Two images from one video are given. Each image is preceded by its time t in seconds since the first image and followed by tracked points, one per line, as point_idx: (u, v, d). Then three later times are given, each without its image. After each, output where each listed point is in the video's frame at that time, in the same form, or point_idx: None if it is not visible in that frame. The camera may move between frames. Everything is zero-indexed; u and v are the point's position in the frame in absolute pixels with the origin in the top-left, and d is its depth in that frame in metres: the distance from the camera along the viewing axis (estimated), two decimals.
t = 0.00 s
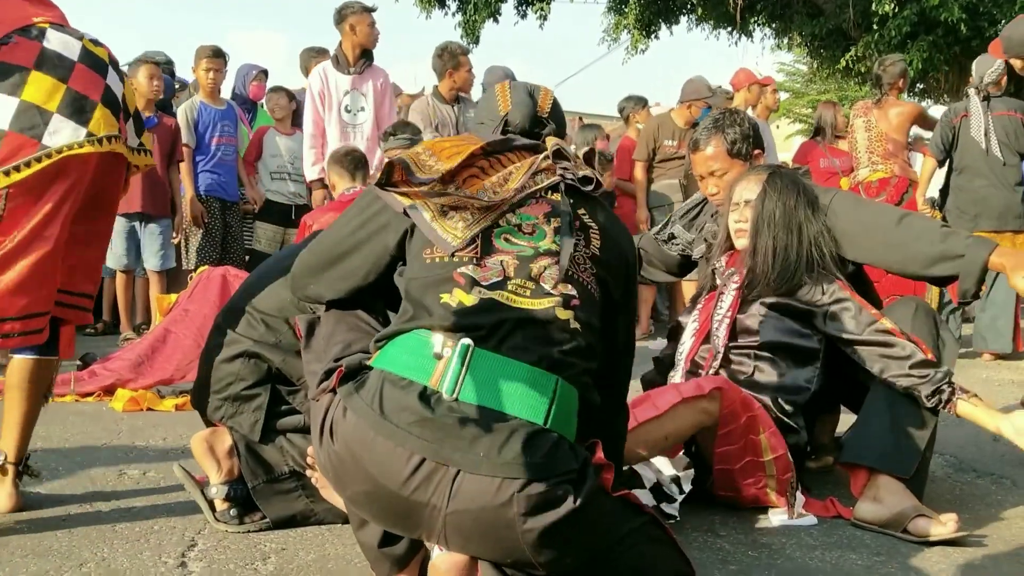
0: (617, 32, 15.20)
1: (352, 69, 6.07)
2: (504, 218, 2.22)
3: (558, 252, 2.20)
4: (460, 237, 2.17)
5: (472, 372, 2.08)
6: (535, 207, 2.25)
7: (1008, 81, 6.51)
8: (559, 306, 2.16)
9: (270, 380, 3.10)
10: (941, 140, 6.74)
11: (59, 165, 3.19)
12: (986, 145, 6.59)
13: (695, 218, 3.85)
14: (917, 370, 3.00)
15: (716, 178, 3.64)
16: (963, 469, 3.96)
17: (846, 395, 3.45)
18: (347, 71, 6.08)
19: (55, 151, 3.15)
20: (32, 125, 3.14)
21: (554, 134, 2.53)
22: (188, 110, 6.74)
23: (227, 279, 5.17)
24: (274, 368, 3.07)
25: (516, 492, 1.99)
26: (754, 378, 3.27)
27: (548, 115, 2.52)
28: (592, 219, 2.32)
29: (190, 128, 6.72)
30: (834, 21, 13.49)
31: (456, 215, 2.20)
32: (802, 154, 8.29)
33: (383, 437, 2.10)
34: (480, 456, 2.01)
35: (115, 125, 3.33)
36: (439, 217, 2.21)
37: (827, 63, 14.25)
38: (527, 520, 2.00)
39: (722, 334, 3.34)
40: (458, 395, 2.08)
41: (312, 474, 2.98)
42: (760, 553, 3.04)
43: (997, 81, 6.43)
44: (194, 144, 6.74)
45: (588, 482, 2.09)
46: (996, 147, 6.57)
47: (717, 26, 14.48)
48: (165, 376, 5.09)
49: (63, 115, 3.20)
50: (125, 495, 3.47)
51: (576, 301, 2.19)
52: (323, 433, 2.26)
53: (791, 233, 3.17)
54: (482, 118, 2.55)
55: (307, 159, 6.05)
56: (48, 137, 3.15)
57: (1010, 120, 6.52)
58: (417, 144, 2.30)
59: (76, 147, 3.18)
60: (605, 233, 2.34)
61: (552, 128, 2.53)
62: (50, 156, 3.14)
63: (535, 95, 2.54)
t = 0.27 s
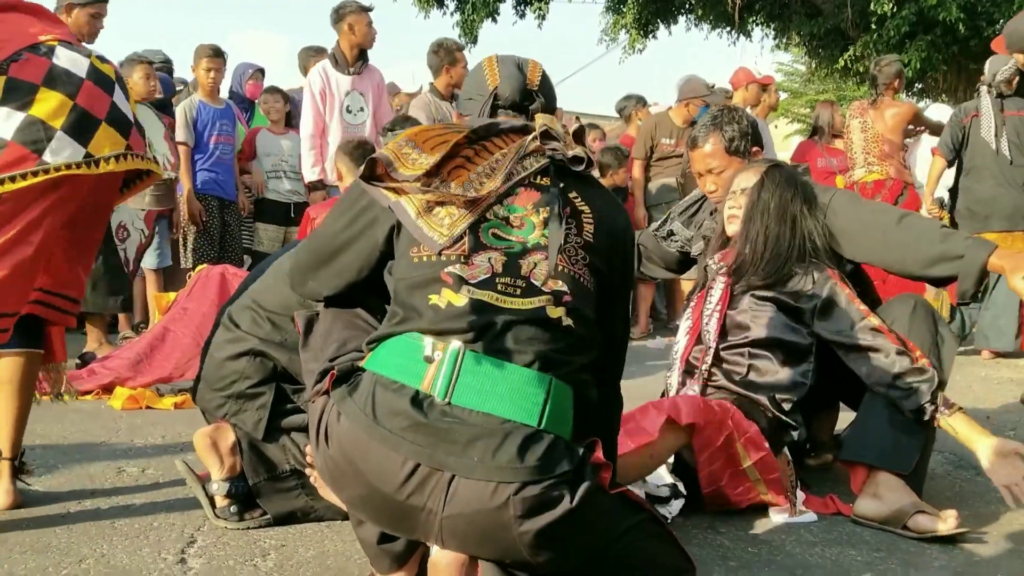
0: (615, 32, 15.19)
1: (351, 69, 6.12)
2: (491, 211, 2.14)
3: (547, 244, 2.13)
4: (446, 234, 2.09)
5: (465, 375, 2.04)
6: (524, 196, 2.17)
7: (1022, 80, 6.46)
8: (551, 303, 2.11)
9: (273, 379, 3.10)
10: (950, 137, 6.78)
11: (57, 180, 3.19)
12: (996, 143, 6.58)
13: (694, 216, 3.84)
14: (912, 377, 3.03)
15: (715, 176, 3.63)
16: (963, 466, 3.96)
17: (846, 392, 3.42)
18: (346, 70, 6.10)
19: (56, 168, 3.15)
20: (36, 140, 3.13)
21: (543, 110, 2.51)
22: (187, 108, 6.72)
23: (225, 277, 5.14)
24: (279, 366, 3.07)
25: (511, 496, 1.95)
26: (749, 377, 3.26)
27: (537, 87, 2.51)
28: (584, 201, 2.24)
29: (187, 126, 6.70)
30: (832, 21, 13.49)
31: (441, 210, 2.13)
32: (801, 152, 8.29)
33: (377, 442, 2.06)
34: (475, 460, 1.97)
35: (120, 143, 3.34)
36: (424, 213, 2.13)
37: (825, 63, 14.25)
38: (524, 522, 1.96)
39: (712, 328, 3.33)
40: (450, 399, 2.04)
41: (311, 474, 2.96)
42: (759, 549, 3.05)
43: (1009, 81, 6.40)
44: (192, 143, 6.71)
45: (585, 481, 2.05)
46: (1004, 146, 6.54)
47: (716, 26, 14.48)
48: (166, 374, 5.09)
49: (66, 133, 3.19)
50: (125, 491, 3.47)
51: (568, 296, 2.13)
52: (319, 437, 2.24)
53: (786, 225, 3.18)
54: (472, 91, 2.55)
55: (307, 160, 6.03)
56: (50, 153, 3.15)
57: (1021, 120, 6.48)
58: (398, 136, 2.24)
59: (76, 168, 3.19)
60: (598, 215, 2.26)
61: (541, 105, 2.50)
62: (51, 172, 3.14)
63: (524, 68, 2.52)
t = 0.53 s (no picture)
0: (613, 32, 15.19)
1: (353, 67, 6.13)
2: (481, 208, 2.07)
3: (539, 241, 2.07)
4: (436, 233, 2.05)
5: (457, 378, 2.00)
6: (515, 190, 2.10)
7: None
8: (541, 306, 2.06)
9: (274, 378, 3.06)
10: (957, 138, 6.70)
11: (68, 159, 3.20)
12: (1001, 145, 6.60)
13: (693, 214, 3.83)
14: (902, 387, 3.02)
15: (712, 173, 3.63)
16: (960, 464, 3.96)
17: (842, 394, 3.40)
18: (348, 68, 6.12)
19: (59, 147, 3.15)
20: (36, 121, 3.13)
21: (536, 94, 2.42)
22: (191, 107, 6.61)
23: (224, 275, 5.17)
24: (280, 365, 3.02)
25: (505, 498, 1.94)
26: (751, 378, 3.25)
27: (530, 68, 2.42)
28: (577, 194, 2.16)
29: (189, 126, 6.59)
30: (829, 21, 13.51)
31: (431, 207, 2.06)
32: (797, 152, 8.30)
33: (370, 445, 2.03)
34: (469, 464, 1.95)
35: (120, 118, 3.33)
36: (414, 211, 2.07)
37: (822, 62, 14.26)
38: (517, 523, 1.96)
39: (716, 331, 3.32)
40: (442, 402, 2.01)
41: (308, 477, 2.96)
42: (758, 547, 3.05)
43: (1015, 82, 6.44)
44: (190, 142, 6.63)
45: (580, 480, 2.04)
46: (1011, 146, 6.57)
47: (713, 25, 14.49)
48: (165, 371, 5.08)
49: (66, 111, 3.19)
50: (122, 489, 3.46)
51: (559, 297, 2.08)
52: (313, 438, 2.20)
53: (787, 224, 3.17)
54: (463, 75, 2.46)
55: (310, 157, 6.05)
56: (52, 132, 3.15)
57: None
58: (386, 128, 2.12)
59: (79, 143, 3.19)
60: (593, 207, 2.18)
61: (532, 89, 2.42)
62: (55, 150, 3.15)
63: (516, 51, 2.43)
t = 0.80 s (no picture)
0: (611, 34, 15.19)
1: (358, 68, 6.20)
2: (473, 209, 2.03)
3: (530, 244, 2.03)
4: (427, 236, 2.01)
5: (448, 382, 1.97)
6: (506, 189, 2.06)
7: None
8: (535, 311, 2.01)
9: (267, 378, 3.09)
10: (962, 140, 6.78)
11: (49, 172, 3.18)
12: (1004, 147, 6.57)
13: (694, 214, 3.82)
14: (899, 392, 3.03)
15: (714, 174, 3.62)
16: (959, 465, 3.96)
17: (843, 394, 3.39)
18: (353, 69, 6.19)
19: (44, 160, 3.14)
20: (24, 134, 3.12)
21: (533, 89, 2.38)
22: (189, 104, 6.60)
23: (223, 277, 5.10)
24: (274, 365, 3.06)
25: (497, 501, 1.94)
26: (757, 379, 3.24)
27: (528, 63, 2.36)
28: (572, 192, 2.11)
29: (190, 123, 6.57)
30: (827, 21, 13.52)
31: (422, 209, 2.04)
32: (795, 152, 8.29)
33: (364, 449, 2.02)
34: (461, 467, 1.93)
35: (111, 134, 3.31)
36: (405, 213, 2.04)
37: (820, 63, 14.26)
38: (512, 526, 1.95)
39: (722, 338, 3.29)
40: (434, 406, 1.98)
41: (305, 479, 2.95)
42: (757, 547, 3.05)
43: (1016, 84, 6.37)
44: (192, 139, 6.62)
45: (575, 480, 2.02)
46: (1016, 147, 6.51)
47: (711, 27, 14.49)
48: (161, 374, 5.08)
49: (55, 125, 3.17)
50: (119, 491, 3.46)
51: (553, 300, 2.04)
52: (308, 443, 2.18)
53: (792, 230, 3.17)
54: (462, 70, 2.42)
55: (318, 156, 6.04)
56: (38, 146, 3.14)
57: None
58: (377, 129, 2.10)
59: (64, 160, 3.17)
60: (590, 205, 2.13)
61: (530, 85, 2.37)
62: (39, 164, 3.13)
63: (514, 46, 2.39)
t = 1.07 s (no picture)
0: (607, 33, 15.18)
1: (361, 68, 6.20)
2: (463, 210, 2.00)
3: (520, 247, 1.99)
4: (417, 238, 1.99)
5: (438, 388, 1.97)
6: (498, 188, 2.02)
7: None
8: (526, 316, 1.99)
9: (243, 373, 3.11)
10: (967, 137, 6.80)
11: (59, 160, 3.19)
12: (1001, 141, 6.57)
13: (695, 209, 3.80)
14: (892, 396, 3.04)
15: (718, 169, 3.62)
16: (956, 463, 3.97)
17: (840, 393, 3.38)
18: (355, 68, 6.19)
19: (54, 147, 3.16)
20: (32, 122, 3.14)
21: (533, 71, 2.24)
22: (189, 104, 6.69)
23: (218, 276, 5.02)
24: (248, 360, 3.08)
25: (488, 504, 1.93)
26: (754, 377, 3.24)
27: (528, 44, 2.23)
28: (566, 188, 2.06)
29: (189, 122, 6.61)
30: (824, 21, 13.53)
31: (412, 210, 2.01)
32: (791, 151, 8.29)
33: (354, 454, 2.00)
34: (451, 472, 1.93)
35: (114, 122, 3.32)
36: (394, 215, 2.02)
37: (817, 63, 14.27)
38: (506, 527, 1.94)
39: (722, 334, 3.31)
40: (424, 411, 1.98)
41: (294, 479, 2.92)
42: (754, 546, 3.05)
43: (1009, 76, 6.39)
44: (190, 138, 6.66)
45: (567, 481, 2.00)
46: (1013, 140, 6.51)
47: (707, 26, 14.50)
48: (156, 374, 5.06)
49: (63, 112, 3.19)
50: (115, 490, 3.46)
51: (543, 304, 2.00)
52: (299, 448, 2.16)
53: (797, 236, 3.18)
54: (460, 52, 2.25)
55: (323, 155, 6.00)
56: (48, 132, 3.15)
57: None
58: (365, 127, 2.06)
59: (74, 145, 3.18)
60: (584, 200, 2.08)
61: (530, 69, 2.23)
62: (50, 151, 3.15)
63: (512, 27, 2.25)
